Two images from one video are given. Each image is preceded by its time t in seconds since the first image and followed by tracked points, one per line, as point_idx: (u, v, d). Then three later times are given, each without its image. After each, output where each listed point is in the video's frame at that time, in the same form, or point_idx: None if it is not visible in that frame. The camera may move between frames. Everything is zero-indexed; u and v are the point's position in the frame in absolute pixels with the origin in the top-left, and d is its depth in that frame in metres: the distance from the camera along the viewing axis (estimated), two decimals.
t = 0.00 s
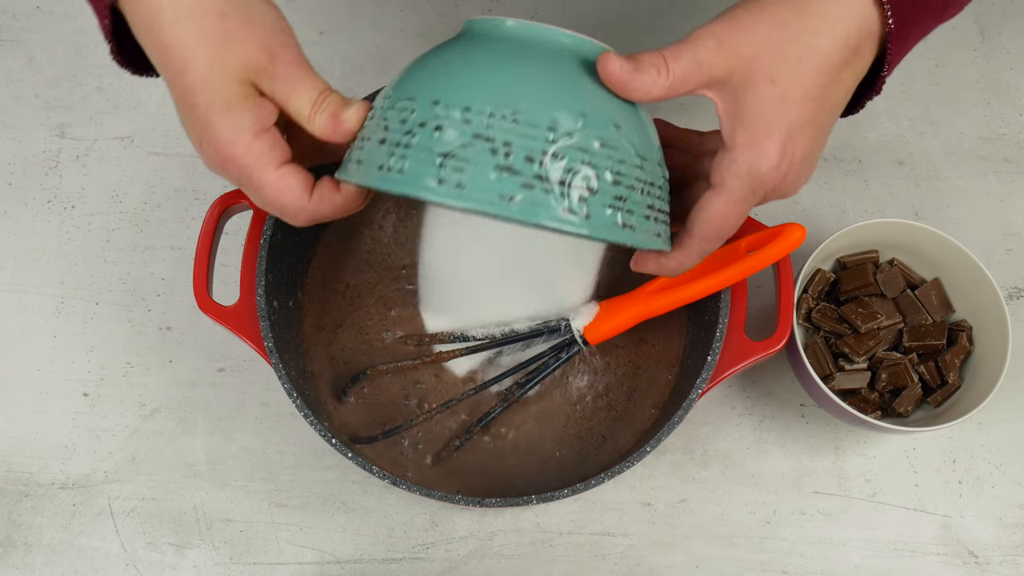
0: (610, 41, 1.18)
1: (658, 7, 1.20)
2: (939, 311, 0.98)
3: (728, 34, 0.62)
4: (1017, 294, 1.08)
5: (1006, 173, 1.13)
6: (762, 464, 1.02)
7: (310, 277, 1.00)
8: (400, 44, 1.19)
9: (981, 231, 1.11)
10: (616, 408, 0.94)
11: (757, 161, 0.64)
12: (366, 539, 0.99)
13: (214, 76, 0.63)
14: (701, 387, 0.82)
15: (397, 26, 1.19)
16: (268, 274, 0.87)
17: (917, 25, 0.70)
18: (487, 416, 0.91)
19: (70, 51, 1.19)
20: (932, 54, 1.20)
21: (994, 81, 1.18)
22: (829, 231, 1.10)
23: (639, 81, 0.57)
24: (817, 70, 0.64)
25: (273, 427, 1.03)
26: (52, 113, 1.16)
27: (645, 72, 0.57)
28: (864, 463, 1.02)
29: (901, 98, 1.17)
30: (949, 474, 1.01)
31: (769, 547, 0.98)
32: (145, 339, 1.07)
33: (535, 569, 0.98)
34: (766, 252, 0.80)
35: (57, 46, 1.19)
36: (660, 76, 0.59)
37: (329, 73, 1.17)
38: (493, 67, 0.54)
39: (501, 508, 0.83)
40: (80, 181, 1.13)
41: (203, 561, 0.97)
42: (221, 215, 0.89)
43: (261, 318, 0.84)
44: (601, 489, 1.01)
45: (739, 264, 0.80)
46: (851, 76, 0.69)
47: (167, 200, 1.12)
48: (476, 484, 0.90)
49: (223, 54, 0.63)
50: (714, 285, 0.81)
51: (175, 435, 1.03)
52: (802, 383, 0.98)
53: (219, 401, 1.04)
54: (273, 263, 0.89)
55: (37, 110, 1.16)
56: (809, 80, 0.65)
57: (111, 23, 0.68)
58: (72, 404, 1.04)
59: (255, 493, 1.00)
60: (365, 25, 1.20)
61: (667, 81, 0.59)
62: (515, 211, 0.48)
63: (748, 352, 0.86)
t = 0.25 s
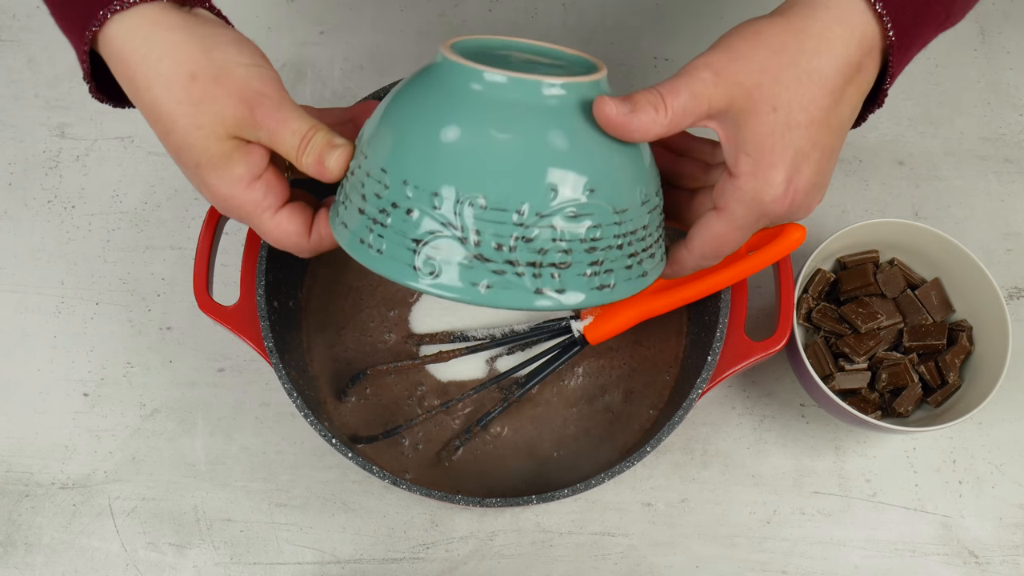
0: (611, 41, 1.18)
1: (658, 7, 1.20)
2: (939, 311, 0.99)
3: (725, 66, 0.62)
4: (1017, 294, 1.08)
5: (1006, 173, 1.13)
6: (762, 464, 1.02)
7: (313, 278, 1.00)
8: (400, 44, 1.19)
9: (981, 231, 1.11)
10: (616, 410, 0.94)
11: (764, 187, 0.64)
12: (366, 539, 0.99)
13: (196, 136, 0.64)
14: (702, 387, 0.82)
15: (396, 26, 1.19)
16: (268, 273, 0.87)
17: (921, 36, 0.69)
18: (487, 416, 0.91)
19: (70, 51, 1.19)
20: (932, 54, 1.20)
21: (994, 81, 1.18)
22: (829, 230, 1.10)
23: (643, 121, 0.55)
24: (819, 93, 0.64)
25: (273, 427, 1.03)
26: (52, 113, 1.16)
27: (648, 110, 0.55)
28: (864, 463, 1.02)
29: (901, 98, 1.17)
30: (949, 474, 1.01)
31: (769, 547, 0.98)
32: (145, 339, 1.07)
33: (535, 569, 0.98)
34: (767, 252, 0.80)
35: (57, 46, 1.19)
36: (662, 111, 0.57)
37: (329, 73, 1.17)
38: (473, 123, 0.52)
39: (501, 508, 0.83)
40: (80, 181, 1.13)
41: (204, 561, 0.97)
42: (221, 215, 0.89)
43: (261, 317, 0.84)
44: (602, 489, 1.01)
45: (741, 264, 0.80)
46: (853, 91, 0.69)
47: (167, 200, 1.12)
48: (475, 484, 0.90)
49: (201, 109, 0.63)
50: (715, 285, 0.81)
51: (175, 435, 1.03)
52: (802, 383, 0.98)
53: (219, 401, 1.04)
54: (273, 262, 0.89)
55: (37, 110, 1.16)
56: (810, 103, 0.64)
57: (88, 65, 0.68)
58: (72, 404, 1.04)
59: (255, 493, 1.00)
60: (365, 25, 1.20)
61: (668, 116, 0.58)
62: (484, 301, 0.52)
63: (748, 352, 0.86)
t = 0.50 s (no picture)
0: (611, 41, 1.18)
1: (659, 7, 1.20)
2: (940, 311, 0.98)
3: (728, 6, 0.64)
4: (1017, 295, 1.08)
5: (1006, 173, 1.13)
6: (762, 464, 1.02)
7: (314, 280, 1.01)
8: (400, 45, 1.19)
9: (981, 231, 1.11)
10: (617, 410, 0.94)
11: (760, 138, 0.66)
12: (367, 539, 0.99)
13: (181, 45, 0.65)
14: (701, 387, 0.82)
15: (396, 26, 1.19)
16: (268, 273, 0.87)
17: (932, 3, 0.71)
18: (487, 416, 0.91)
19: (70, 50, 1.19)
20: (932, 54, 1.20)
21: (994, 81, 1.18)
22: (829, 231, 1.10)
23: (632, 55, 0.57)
24: (824, 50, 0.65)
25: (273, 426, 1.03)
26: (52, 113, 1.16)
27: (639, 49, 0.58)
28: (864, 463, 1.02)
29: (902, 97, 1.17)
30: (949, 474, 1.01)
31: (769, 547, 0.99)
32: (145, 339, 1.07)
33: (535, 569, 0.98)
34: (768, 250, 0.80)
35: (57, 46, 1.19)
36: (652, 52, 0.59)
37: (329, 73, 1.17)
38: (468, 27, 0.51)
39: (501, 508, 0.83)
40: (80, 181, 1.13)
41: (204, 561, 0.98)
42: (221, 216, 0.89)
43: (261, 317, 0.84)
44: (602, 489, 1.01)
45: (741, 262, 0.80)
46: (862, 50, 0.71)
47: (167, 200, 1.12)
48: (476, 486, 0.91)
49: (198, 24, 0.65)
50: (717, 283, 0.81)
51: (175, 435, 1.03)
52: (802, 383, 0.98)
53: (219, 401, 1.04)
54: (273, 262, 0.89)
55: (37, 110, 1.16)
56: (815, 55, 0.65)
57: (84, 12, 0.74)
58: (72, 404, 1.04)
59: (255, 493, 1.00)
60: (365, 25, 1.20)
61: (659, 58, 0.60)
62: (478, 169, 0.48)
63: (748, 352, 0.86)
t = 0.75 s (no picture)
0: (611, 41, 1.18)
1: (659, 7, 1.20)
2: (940, 311, 0.98)
3: None
4: (1016, 295, 1.08)
5: (1006, 173, 1.13)
6: (763, 464, 1.02)
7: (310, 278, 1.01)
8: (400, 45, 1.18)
9: (981, 231, 1.11)
10: (617, 410, 0.94)
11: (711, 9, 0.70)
12: (367, 539, 0.99)
13: None
14: (702, 387, 0.82)
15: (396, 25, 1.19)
16: (268, 274, 0.87)
17: None
18: (486, 415, 0.90)
19: (69, 50, 1.19)
20: (933, 53, 1.19)
21: (994, 81, 1.18)
22: (829, 231, 1.11)
23: None
24: None
25: (273, 427, 1.03)
26: (52, 113, 1.15)
27: None
28: (864, 463, 1.02)
29: (902, 97, 1.17)
30: (950, 474, 1.01)
31: (769, 547, 0.99)
32: (145, 340, 1.07)
33: (535, 569, 0.98)
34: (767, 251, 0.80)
35: (56, 46, 1.18)
36: None
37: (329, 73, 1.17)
38: None
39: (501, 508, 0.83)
40: (80, 181, 1.13)
41: (204, 561, 0.98)
42: (221, 216, 0.89)
43: (261, 317, 0.84)
44: (602, 489, 1.01)
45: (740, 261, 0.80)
46: None
47: (167, 200, 1.12)
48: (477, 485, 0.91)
49: None
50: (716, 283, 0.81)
51: (175, 435, 1.03)
52: (803, 383, 0.98)
53: (219, 401, 1.04)
54: (273, 263, 0.89)
55: (37, 110, 1.16)
56: None
57: None
58: (72, 404, 1.04)
59: (255, 493, 1.01)
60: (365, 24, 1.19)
61: None
62: None
63: (748, 352, 0.86)
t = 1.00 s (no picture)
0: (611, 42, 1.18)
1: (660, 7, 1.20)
2: (940, 311, 0.98)
3: None
4: (1016, 295, 1.08)
5: (1006, 173, 1.13)
6: (763, 464, 1.02)
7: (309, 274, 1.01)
8: (399, 45, 1.18)
9: (981, 231, 1.11)
10: (618, 410, 0.94)
11: None
12: (367, 539, 0.99)
13: None
14: (702, 387, 0.82)
15: (396, 25, 1.19)
16: (268, 274, 0.87)
17: None
18: (485, 415, 0.90)
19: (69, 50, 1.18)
20: (934, 53, 1.19)
21: (994, 81, 1.18)
22: (829, 231, 1.11)
23: None
24: None
25: (273, 427, 1.03)
26: (52, 113, 1.15)
27: None
28: (864, 463, 1.02)
29: (903, 97, 1.17)
30: (950, 474, 1.01)
31: (769, 547, 0.99)
32: (146, 340, 1.07)
33: (535, 569, 0.98)
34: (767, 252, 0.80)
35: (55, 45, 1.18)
36: None
37: (330, 73, 1.17)
38: None
39: (501, 508, 0.83)
40: (81, 182, 1.13)
41: (204, 561, 0.98)
42: (222, 217, 0.89)
43: (261, 317, 0.84)
44: (602, 489, 1.01)
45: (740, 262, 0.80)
46: None
47: (167, 200, 1.12)
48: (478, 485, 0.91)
49: None
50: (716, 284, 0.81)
51: (175, 435, 1.03)
52: (803, 383, 0.98)
53: (219, 401, 1.04)
54: (273, 263, 0.89)
55: (37, 110, 1.15)
56: None
57: None
58: (72, 404, 1.04)
59: (256, 493, 1.01)
60: (364, 25, 1.19)
61: None
62: None
63: (748, 352, 0.86)
